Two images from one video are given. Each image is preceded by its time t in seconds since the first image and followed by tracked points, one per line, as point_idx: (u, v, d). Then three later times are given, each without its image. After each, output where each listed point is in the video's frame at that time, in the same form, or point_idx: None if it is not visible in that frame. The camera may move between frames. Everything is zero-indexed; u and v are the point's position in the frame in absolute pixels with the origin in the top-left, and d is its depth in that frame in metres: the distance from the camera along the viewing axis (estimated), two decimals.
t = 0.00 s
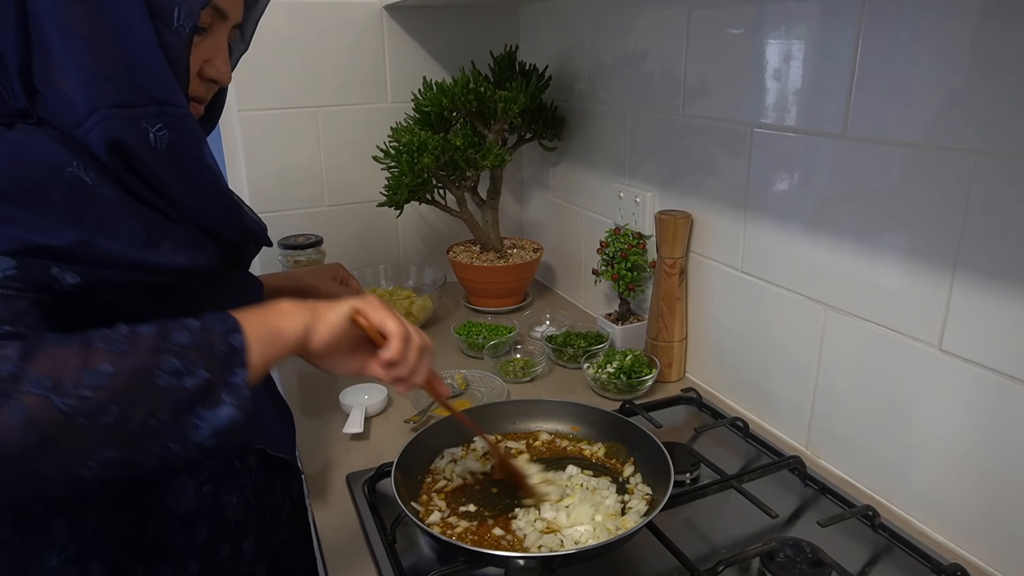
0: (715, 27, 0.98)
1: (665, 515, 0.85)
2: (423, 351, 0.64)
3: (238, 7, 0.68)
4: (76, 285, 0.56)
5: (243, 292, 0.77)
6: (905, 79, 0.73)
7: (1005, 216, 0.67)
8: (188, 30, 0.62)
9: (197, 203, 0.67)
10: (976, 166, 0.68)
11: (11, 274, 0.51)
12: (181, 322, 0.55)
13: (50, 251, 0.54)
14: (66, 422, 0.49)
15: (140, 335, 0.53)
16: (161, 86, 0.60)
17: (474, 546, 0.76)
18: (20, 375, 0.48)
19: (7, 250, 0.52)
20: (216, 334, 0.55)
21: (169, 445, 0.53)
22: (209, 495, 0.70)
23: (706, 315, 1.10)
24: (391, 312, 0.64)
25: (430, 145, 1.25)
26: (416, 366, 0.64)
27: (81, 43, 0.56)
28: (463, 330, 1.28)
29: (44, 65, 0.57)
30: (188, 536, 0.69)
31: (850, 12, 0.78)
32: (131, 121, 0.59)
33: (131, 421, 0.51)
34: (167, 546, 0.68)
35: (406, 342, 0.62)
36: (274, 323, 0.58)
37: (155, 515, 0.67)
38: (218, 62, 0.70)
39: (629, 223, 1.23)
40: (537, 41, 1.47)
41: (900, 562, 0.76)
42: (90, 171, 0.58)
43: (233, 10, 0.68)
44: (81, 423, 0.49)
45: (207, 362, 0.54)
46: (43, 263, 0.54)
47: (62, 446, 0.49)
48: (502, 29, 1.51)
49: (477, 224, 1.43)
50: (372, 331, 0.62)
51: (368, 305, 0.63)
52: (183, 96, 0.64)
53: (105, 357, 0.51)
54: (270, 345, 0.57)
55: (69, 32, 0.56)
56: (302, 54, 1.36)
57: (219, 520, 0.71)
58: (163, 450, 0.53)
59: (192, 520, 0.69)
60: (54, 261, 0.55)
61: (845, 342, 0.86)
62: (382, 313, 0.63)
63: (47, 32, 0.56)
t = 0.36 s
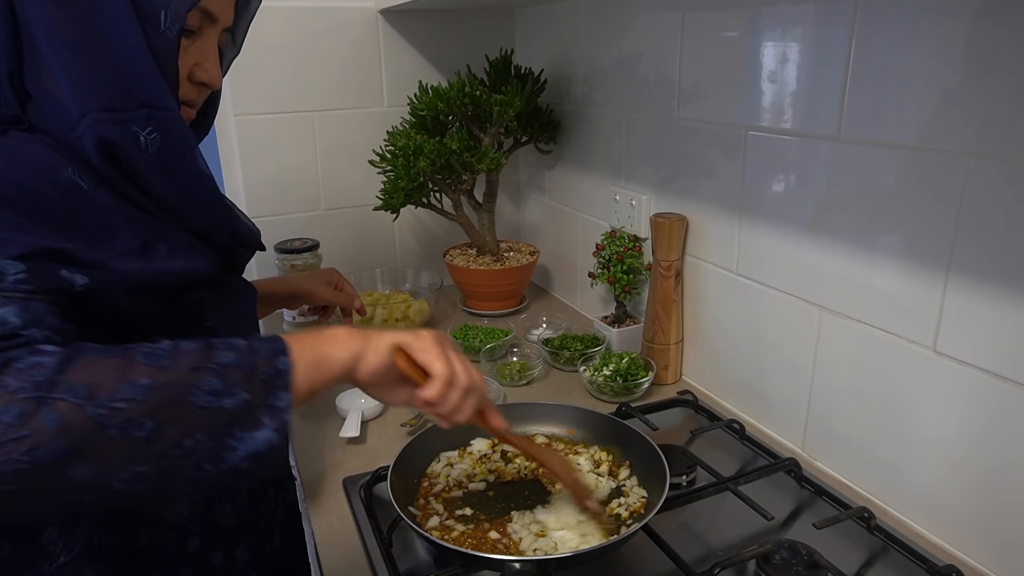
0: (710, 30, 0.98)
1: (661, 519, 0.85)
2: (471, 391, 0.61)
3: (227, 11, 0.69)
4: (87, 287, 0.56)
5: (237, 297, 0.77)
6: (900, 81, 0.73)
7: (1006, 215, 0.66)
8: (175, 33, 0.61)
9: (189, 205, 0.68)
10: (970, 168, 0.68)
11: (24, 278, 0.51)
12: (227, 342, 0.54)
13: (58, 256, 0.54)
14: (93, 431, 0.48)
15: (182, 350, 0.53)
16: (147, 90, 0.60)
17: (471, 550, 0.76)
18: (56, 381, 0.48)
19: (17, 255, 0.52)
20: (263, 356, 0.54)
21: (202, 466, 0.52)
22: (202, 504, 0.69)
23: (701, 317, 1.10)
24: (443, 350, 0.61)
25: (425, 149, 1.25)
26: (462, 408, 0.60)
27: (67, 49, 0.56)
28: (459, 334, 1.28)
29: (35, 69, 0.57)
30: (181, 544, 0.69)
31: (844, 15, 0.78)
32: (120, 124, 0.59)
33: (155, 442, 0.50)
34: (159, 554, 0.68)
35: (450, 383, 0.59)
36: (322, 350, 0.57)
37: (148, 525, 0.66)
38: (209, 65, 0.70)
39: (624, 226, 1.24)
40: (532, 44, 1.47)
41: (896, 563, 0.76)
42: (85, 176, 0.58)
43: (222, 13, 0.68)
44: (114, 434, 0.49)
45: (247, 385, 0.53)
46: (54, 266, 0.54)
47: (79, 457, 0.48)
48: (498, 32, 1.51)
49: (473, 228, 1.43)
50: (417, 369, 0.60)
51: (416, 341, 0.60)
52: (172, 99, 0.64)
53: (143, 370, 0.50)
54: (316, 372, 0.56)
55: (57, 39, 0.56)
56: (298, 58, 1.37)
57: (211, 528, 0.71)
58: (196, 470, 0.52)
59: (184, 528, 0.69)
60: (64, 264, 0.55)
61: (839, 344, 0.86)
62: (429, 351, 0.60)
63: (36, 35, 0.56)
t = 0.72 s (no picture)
0: (708, 34, 0.99)
1: (660, 521, 0.85)
2: (417, 338, 0.64)
3: (226, 14, 0.68)
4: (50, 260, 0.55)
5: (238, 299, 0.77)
6: (898, 84, 0.73)
7: (1005, 217, 0.66)
8: (171, 34, 0.62)
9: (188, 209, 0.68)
10: (966, 170, 0.69)
11: None
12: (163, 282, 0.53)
13: (22, 224, 0.53)
14: (29, 372, 0.47)
15: (116, 293, 0.51)
16: (144, 92, 0.60)
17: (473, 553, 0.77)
18: None
19: None
20: (200, 296, 0.54)
21: (148, 407, 0.51)
22: (201, 505, 0.69)
23: (701, 320, 1.10)
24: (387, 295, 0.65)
25: (424, 153, 1.26)
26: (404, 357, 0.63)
27: (65, 53, 0.56)
28: (459, 337, 1.28)
29: (30, 73, 0.57)
30: (181, 544, 0.69)
31: (841, 18, 0.78)
32: (117, 127, 0.59)
33: (99, 378, 0.49)
34: (158, 554, 0.68)
35: (399, 327, 0.63)
36: (266, 289, 0.58)
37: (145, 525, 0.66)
38: (206, 68, 0.70)
39: (623, 229, 1.24)
40: (531, 49, 1.48)
41: (894, 565, 0.76)
42: (77, 176, 0.58)
43: (220, 17, 0.68)
44: (49, 374, 0.47)
45: (188, 322, 0.52)
46: (15, 236, 0.52)
47: (11, 401, 0.46)
48: (496, 36, 1.52)
49: (473, 231, 1.43)
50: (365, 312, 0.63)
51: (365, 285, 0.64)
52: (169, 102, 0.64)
53: (73, 310, 0.49)
54: (262, 310, 0.57)
55: (53, 43, 0.56)
56: (297, 62, 1.37)
57: (209, 529, 0.71)
58: (142, 411, 0.51)
59: (184, 529, 0.69)
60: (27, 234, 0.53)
61: (838, 347, 0.86)
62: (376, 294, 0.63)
63: (32, 39, 0.56)
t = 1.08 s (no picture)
0: (707, 36, 0.99)
1: (660, 521, 0.85)
2: (504, 387, 0.65)
3: (221, 15, 0.69)
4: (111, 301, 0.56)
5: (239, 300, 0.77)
6: (896, 84, 0.74)
7: (1005, 216, 0.66)
8: (169, 35, 0.62)
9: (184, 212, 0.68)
10: (964, 170, 0.69)
11: (57, 289, 0.50)
12: (279, 354, 0.56)
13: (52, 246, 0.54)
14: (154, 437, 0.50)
15: (239, 362, 0.54)
16: (139, 93, 0.61)
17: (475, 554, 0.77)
18: (128, 392, 0.50)
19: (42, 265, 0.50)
20: (310, 365, 0.56)
21: (260, 471, 0.53)
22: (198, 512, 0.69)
23: (699, 320, 1.10)
24: (474, 350, 0.65)
25: (423, 155, 1.26)
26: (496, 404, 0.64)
27: (60, 58, 0.57)
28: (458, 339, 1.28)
29: (27, 78, 0.58)
30: (177, 553, 0.68)
31: (839, 19, 0.79)
32: (113, 129, 0.60)
33: (220, 447, 0.52)
34: (155, 563, 0.67)
35: (486, 382, 0.63)
36: (362, 358, 0.59)
37: (145, 533, 0.65)
38: (202, 69, 0.70)
39: (622, 230, 1.24)
40: (530, 51, 1.48)
41: (893, 565, 0.77)
42: (80, 179, 0.58)
43: (215, 17, 0.68)
44: (181, 443, 0.50)
45: (298, 393, 0.54)
46: (81, 279, 0.53)
47: (151, 463, 0.50)
48: (495, 38, 1.52)
49: (472, 233, 1.44)
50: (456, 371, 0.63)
51: (450, 345, 0.64)
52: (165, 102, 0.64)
53: (205, 381, 0.52)
54: (363, 381, 0.59)
55: (48, 47, 0.56)
56: (297, 65, 1.37)
57: (206, 536, 0.70)
58: (254, 473, 0.53)
59: (181, 538, 0.68)
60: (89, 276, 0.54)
61: (837, 347, 0.86)
62: (462, 353, 0.64)
63: (26, 44, 0.56)
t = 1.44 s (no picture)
0: (704, 42, 0.99)
1: (659, 526, 0.86)
2: (398, 333, 0.66)
3: (233, 30, 0.70)
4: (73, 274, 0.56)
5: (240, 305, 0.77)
6: (894, 87, 0.74)
7: (1003, 220, 0.67)
8: (187, 49, 0.63)
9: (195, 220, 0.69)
10: (961, 174, 0.69)
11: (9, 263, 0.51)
12: (176, 290, 0.54)
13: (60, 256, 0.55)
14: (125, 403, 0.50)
15: (138, 303, 0.52)
16: (155, 105, 0.61)
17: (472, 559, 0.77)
18: (28, 344, 0.47)
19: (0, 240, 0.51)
20: (211, 299, 0.55)
21: (185, 407, 0.53)
22: (210, 513, 0.70)
23: (698, 325, 1.10)
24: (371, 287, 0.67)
25: (422, 162, 1.26)
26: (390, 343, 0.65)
27: (78, 68, 0.57)
28: (458, 345, 1.29)
29: (41, 87, 0.58)
30: (191, 552, 0.69)
31: (835, 24, 0.79)
32: (129, 138, 0.60)
33: (140, 390, 0.50)
34: (168, 562, 0.68)
35: (383, 318, 0.65)
36: (263, 285, 0.61)
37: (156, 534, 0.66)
38: (213, 83, 0.71)
39: (620, 236, 1.25)
40: (528, 57, 1.49)
41: (892, 568, 0.77)
42: (88, 187, 0.59)
43: (228, 32, 0.69)
44: (99, 389, 0.49)
45: (207, 325, 0.54)
46: (38, 252, 0.53)
47: (70, 415, 0.48)
48: (494, 45, 1.53)
49: (471, 240, 1.44)
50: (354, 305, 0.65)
51: (351, 278, 0.66)
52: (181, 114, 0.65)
53: (107, 323, 0.50)
54: (263, 305, 0.60)
55: (65, 58, 0.57)
56: (297, 73, 1.38)
57: (219, 537, 0.71)
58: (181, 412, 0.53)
59: (194, 537, 0.69)
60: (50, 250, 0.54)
61: (835, 352, 0.87)
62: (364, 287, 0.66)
63: (44, 54, 0.57)
